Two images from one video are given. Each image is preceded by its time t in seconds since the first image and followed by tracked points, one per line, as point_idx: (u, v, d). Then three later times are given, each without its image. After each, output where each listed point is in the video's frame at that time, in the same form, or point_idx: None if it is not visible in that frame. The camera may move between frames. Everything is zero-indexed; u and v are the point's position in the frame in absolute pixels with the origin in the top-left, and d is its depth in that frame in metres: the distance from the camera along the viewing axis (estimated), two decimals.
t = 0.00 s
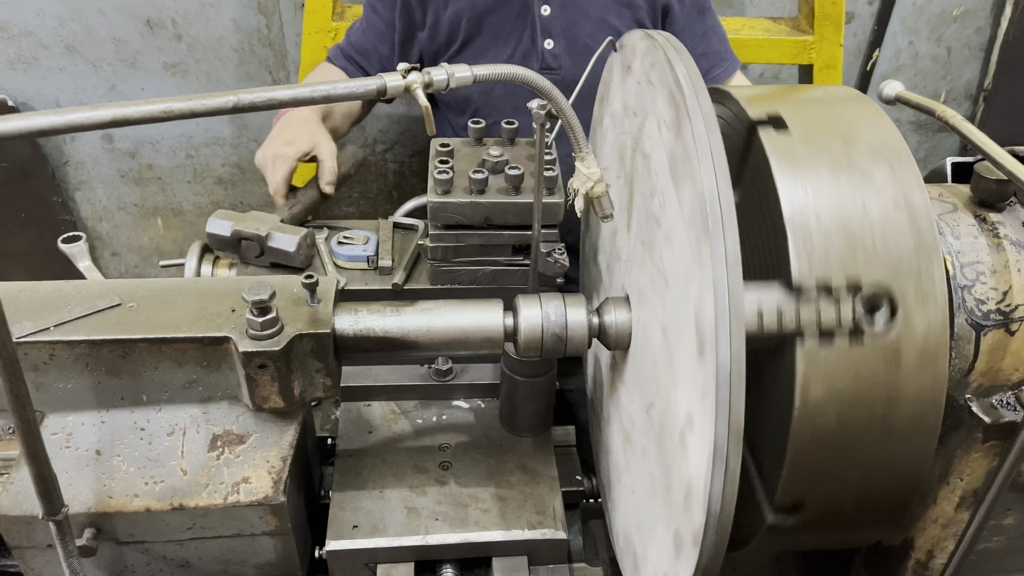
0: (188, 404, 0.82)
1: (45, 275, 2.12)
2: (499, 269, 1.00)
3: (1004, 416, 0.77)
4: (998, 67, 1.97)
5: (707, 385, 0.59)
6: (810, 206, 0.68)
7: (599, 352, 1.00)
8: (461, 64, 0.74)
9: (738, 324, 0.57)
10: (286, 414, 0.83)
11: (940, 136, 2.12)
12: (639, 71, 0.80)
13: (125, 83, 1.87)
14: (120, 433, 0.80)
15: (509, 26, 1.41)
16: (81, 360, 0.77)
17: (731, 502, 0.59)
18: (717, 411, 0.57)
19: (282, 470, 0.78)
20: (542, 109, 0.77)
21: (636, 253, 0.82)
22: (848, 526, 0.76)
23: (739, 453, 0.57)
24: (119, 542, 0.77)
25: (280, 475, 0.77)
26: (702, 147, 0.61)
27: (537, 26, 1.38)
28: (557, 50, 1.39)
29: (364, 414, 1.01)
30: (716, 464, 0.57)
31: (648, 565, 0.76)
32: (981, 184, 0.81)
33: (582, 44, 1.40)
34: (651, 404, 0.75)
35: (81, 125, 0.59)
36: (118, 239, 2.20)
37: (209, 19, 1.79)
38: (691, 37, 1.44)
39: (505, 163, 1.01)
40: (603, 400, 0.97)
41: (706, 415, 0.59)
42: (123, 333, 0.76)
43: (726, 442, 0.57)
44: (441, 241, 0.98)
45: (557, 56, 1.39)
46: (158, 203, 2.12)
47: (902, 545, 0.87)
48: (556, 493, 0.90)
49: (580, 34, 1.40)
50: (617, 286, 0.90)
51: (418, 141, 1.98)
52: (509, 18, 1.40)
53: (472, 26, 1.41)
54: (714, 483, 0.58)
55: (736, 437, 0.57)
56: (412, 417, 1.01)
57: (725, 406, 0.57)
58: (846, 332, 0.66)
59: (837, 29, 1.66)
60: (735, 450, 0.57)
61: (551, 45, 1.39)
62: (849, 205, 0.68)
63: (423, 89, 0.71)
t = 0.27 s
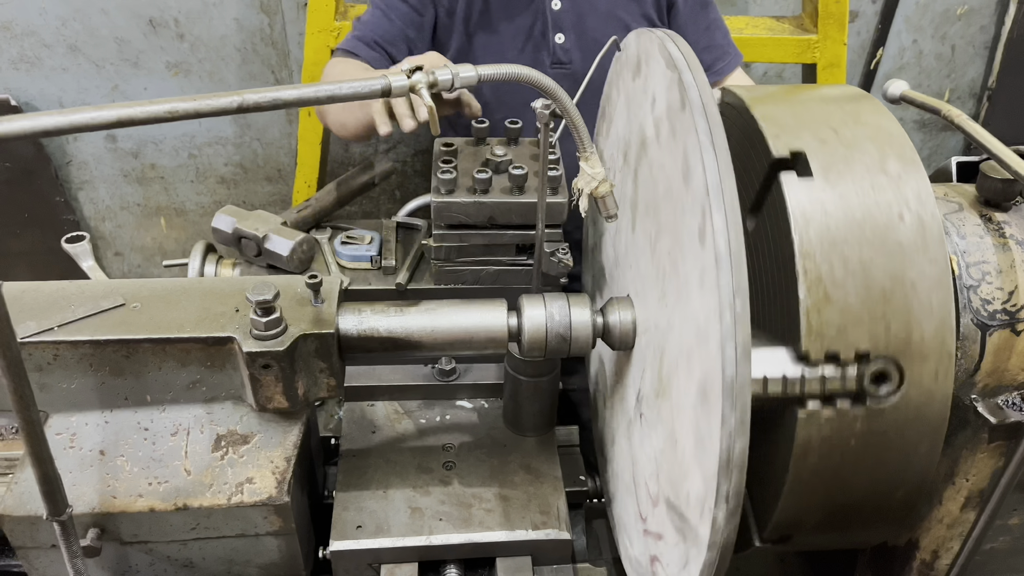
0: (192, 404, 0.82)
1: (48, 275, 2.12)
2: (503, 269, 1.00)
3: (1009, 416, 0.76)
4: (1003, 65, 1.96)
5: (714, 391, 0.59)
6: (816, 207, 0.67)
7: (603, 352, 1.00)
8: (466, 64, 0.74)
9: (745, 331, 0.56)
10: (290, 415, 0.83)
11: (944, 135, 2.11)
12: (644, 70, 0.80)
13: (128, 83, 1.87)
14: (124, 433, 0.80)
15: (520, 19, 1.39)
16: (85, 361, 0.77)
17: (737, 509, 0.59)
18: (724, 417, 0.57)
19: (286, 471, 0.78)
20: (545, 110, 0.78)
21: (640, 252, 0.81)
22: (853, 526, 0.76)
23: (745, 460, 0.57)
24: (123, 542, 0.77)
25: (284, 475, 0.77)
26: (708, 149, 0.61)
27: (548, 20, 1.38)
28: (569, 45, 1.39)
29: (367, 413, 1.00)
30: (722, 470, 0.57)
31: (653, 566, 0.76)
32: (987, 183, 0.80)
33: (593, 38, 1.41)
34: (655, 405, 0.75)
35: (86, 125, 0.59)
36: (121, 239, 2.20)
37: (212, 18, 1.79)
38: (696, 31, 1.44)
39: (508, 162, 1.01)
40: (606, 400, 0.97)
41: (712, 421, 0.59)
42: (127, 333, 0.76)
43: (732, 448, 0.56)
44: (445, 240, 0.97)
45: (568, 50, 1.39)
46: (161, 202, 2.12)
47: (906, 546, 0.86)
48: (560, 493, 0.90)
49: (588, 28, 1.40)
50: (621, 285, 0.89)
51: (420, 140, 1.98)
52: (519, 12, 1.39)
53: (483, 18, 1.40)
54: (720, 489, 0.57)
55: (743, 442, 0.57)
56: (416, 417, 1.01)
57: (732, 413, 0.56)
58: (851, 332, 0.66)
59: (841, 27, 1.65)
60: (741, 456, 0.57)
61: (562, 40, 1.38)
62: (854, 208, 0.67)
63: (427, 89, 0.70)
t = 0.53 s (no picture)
0: (193, 403, 0.82)
1: (49, 274, 2.13)
2: (504, 268, 1.00)
3: (1011, 416, 0.76)
4: (1004, 64, 1.96)
5: (716, 395, 0.58)
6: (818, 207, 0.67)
7: (604, 351, 1.00)
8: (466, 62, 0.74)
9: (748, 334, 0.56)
10: (291, 414, 0.83)
11: (946, 134, 2.11)
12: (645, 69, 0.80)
13: (129, 82, 1.87)
14: (125, 433, 0.80)
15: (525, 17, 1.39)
16: (85, 360, 0.77)
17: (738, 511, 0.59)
18: (726, 421, 0.56)
19: (287, 470, 0.78)
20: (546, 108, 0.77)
21: (641, 251, 0.81)
22: (854, 525, 0.76)
23: (746, 463, 0.57)
24: (124, 542, 0.77)
25: (285, 475, 0.77)
26: (711, 151, 0.60)
27: (553, 19, 1.38)
28: (571, 45, 1.38)
29: (368, 413, 1.00)
30: (724, 474, 0.57)
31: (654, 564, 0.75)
32: (989, 182, 0.80)
33: (595, 38, 1.40)
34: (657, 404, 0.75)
35: (85, 123, 0.58)
36: (122, 238, 2.20)
37: (212, 17, 1.79)
38: (697, 30, 1.44)
39: (509, 161, 1.01)
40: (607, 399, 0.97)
41: (714, 424, 0.59)
42: (128, 332, 0.76)
43: (733, 448, 0.56)
44: (445, 239, 0.97)
45: (571, 49, 1.39)
46: (161, 201, 2.12)
47: (908, 545, 0.86)
48: (561, 492, 0.90)
49: (592, 28, 1.39)
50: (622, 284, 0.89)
51: (421, 139, 1.97)
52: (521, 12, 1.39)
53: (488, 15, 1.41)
54: (721, 493, 0.57)
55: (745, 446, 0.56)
56: (416, 416, 1.00)
57: (734, 417, 0.56)
58: (854, 331, 0.65)
59: (842, 26, 1.65)
60: (743, 460, 0.57)
61: (564, 39, 1.38)
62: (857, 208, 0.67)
63: (428, 87, 0.70)
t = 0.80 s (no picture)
0: (193, 402, 0.82)
1: (49, 273, 2.13)
2: (503, 266, 0.99)
3: (1012, 414, 0.75)
4: (1005, 63, 1.96)
5: (716, 395, 0.58)
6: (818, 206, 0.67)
7: (604, 350, 0.99)
8: (466, 61, 0.74)
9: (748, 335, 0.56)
10: (290, 413, 0.83)
11: (946, 133, 2.11)
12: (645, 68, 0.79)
13: (129, 81, 1.87)
14: (125, 431, 0.80)
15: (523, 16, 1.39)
16: (85, 358, 0.77)
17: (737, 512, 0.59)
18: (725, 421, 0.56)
19: (286, 469, 0.77)
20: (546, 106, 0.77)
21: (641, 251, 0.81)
22: (855, 524, 0.76)
23: (746, 464, 0.57)
24: (124, 541, 0.77)
25: (284, 473, 0.77)
26: (710, 151, 0.60)
27: (551, 18, 1.38)
28: (569, 44, 1.39)
29: (368, 411, 1.00)
30: (723, 474, 0.57)
31: (654, 563, 0.75)
32: (989, 180, 0.79)
33: (594, 37, 1.39)
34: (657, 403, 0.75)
35: (83, 121, 0.58)
36: (123, 237, 2.20)
37: (212, 16, 1.79)
38: (697, 33, 1.44)
39: (509, 160, 1.01)
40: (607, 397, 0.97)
41: (713, 425, 0.59)
42: (127, 331, 0.76)
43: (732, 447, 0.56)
44: (445, 238, 0.97)
45: (569, 49, 1.39)
46: (162, 201, 2.13)
47: (908, 544, 0.86)
48: (561, 491, 0.90)
49: (592, 29, 1.39)
50: (622, 283, 0.89)
51: (421, 138, 1.97)
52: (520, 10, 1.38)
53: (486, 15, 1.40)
54: (721, 494, 0.57)
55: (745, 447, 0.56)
56: (416, 415, 1.00)
57: (733, 417, 0.56)
58: (853, 330, 0.65)
59: (843, 25, 1.65)
60: (742, 460, 0.57)
61: (563, 39, 1.38)
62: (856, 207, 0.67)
63: (427, 85, 0.70)
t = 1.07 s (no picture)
0: (193, 402, 0.82)
1: (50, 274, 2.13)
2: (504, 267, 0.99)
3: (1012, 414, 0.76)
4: (1006, 63, 1.95)
5: (716, 396, 0.58)
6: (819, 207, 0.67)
7: (604, 350, 0.99)
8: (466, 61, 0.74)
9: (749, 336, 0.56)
10: (291, 413, 0.83)
11: (947, 132, 2.11)
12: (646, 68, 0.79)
13: (129, 82, 1.88)
14: (125, 432, 0.80)
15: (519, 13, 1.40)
16: (85, 359, 0.77)
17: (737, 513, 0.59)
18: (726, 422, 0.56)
19: (287, 469, 0.77)
20: (547, 106, 0.77)
21: (642, 251, 0.81)
22: (856, 524, 0.75)
23: (746, 465, 0.57)
24: (125, 541, 0.77)
25: (284, 474, 0.77)
26: (711, 152, 0.60)
27: (548, 14, 1.38)
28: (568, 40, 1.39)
29: (368, 412, 1.00)
30: (723, 475, 0.57)
31: (655, 563, 0.75)
32: (989, 180, 0.79)
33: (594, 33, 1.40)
34: (658, 404, 0.75)
35: (83, 123, 0.58)
36: (123, 237, 2.20)
37: (213, 16, 1.79)
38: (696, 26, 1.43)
39: (509, 160, 1.01)
40: (608, 397, 0.97)
41: (714, 426, 0.59)
42: (127, 332, 0.76)
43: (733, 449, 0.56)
44: (445, 238, 0.97)
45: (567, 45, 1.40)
46: (162, 201, 2.13)
47: (909, 544, 0.86)
48: (561, 491, 0.90)
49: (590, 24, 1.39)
50: (622, 283, 0.89)
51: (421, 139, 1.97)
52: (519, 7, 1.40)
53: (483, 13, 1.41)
54: (721, 494, 0.58)
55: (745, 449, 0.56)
56: (417, 415, 1.00)
57: (734, 418, 0.56)
58: (853, 330, 0.65)
59: (843, 24, 1.65)
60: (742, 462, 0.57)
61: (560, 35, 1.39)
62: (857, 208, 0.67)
63: (427, 86, 0.70)
